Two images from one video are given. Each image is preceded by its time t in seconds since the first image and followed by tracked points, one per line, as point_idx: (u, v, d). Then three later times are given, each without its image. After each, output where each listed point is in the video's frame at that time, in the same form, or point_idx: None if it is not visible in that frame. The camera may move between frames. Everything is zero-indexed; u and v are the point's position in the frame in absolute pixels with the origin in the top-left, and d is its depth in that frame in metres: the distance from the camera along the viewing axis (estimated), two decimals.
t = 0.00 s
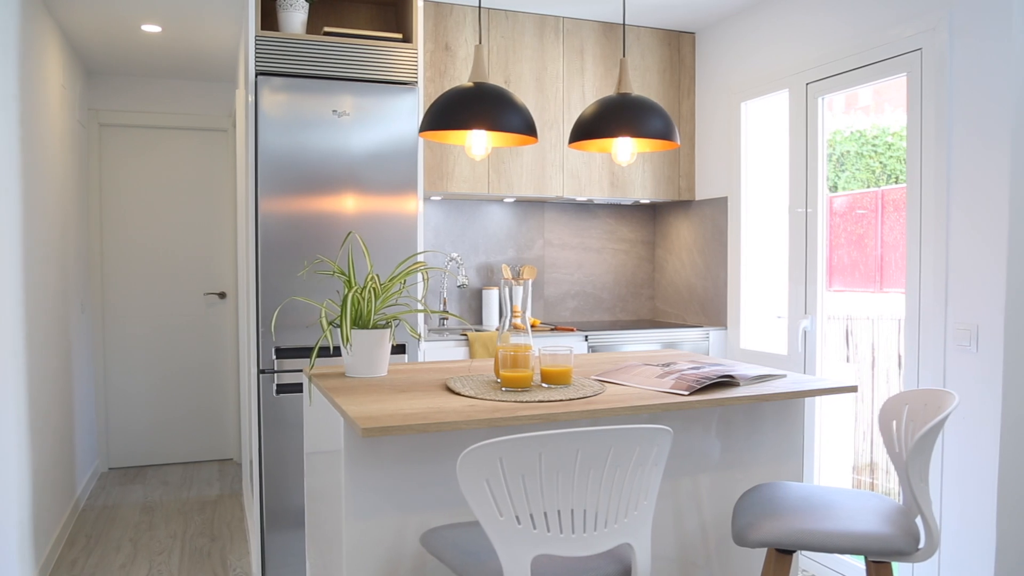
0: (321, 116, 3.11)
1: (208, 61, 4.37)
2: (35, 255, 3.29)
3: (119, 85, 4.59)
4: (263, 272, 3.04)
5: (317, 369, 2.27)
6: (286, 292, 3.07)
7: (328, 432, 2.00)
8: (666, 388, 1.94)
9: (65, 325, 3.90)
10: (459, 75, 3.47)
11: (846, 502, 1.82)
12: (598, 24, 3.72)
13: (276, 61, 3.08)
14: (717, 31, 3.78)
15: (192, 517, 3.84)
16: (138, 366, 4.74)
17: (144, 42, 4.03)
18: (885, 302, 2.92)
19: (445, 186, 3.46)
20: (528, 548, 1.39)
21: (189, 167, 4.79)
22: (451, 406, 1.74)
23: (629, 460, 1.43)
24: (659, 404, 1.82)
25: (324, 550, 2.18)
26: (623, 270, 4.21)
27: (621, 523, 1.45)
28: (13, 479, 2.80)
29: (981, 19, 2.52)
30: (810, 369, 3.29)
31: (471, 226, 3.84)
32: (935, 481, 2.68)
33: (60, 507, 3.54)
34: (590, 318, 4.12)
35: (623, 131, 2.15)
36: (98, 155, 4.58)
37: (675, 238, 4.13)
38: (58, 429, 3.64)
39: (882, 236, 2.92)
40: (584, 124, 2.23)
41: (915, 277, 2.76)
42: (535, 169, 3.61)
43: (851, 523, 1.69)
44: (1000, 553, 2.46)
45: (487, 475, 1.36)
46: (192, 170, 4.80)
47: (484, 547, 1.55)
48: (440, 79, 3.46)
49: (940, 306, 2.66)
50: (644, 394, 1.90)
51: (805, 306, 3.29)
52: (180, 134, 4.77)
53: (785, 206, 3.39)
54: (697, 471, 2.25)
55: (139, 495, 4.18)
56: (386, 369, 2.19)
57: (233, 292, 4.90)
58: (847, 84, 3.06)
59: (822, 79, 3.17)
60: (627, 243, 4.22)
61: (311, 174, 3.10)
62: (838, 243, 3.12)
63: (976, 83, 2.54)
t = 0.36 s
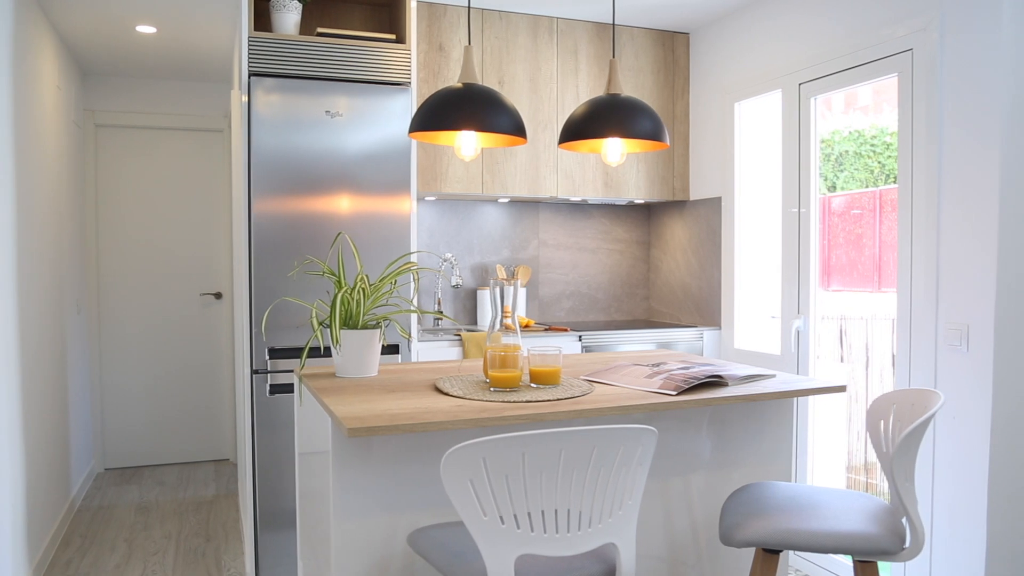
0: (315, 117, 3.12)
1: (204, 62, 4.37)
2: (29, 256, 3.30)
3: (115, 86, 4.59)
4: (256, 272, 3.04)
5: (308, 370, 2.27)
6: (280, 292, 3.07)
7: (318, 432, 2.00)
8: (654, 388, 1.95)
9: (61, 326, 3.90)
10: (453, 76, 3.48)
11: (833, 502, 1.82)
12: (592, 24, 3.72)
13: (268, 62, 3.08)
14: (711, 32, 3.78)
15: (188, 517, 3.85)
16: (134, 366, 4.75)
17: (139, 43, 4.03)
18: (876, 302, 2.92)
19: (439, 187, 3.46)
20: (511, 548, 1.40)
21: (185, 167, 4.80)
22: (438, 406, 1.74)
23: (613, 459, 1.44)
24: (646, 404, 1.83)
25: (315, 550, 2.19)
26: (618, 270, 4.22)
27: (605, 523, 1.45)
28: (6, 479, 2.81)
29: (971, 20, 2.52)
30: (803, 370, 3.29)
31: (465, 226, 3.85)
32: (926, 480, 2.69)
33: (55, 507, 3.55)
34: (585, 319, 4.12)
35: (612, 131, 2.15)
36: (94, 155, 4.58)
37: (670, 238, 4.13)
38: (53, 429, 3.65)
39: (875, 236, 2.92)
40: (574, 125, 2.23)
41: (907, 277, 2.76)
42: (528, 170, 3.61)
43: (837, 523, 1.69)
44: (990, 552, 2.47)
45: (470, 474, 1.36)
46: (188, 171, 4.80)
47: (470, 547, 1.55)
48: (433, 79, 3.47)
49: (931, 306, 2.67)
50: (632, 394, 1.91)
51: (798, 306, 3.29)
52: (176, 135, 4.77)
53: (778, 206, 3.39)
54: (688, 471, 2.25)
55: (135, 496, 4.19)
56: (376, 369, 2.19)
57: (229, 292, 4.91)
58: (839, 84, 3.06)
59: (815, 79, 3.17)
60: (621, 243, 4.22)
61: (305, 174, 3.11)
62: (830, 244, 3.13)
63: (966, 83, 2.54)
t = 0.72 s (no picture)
0: (307, 118, 3.12)
1: (199, 62, 4.38)
2: (23, 257, 3.30)
3: (110, 87, 4.60)
4: (249, 273, 3.05)
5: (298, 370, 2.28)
6: (273, 292, 3.07)
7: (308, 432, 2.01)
8: (642, 388, 1.95)
9: (55, 327, 3.91)
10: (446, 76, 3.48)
11: (819, 502, 1.82)
12: (586, 24, 3.73)
13: (261, 63, 3.09)
14: (704, 32, 3.79)
15: (183, 517, 3.85)
16: (130, 367, 4.75)
17: (134, 44, 4.04)
18: (868, 301, 2.93)
19: (432, 187, 3.47)
20: (495, 547, 1.40)
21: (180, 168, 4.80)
22: (425, 406, 1.75)
23: (597, 459, 1.44)
24: (633, 404, 1.83)
25: (306, 549, 2.19)
26: (612, 270, 4.22)
27: (589, 523, 1.46)
28: None
29: (961, 20, 2.53)
30: (795, 369, 3.30)
31: (459, 226, 3.85)
32: (917, 479, 2.69)
33: (50, 507, 3.56)
34: (579, 319, 4.13)
35: (601, 132, 2.15)
36: (89, 156, 4.59)
37: (664, 238, 4.14)
38: (48, 430, 3.65)
39: (870, 236, 2.91)
40: (563, 125, 2.23)
41: (897, 276, 2.77)
42: (522, 170, 3.62)
43: (823, 523, 1.70)
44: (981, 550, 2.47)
45: (453, 474, 1.37)
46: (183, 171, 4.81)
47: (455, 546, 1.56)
48: (427, 79, 3.47)
49: (922, 305, 2.67)
50: (620, 394, 1.91)
51: (791, 305, 3.29)
52: (171, 135, 4.78)
53: (771, 206, 3.40)
54: (678, 470, 2.26)
55: (131, 496, 4.20)
56: (366, 369, 2.20)
57: (225, 292, 4.91)
58: (831, 84, 3.07)
59: (807, 79, 3.18)
60: (615, 243, 4.22)
61: (297, 175, 3.11)
62: (823, 243, 3.13)
63: (956, 83, 2.55)
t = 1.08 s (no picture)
0: (299, 118, 3.12)
1: (193, 62, 4.39)
2: (17, 257, 3.31)
3: (104, 87, 4.61)
4: (241, 273, 3.05)
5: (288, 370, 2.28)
6: (265, 292, 3.08)
7: (296, 431, 2.01)
8: (629, 387, 1.96)
9: (50, 327, 3.91)
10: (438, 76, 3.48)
11: (805, 500, 1.83)
12: (578, 24, 3.73)
13: (253, 63, 3.09)
14: (697, 31, 3.79)
15: (177, 517, 3.86)
16: (125, 367, 4.76)
17: (127, 44, 4.04)
18: (859, 300, 2.93)
19: (425, 187, 3.47)
20: (477, 546, 1.41)
21: (175, 168, 4.80)
22: (411, 405, 1.75)
23: (579, 458, 1.45)
24: (619, 403, 1.84)
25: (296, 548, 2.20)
26: (606, 269, 4.23)
27: (572, 521, 1.46)
28: None
29: (950, 19, 2.53)
30: (787, 369, 3.30)
31: (452, 226, 3.86)
32: (908, 478, 2.70)
33: (44, 508, 3.56)
34: (573, 318, 4.13)
35: (589, 131, 2.16)
36: (83, 156, 4.59)
37: (657, 238, 4.14)
38: (42, 430, 3.66)
39: (866, 235, 2.89)
40: (551, 125, 2.24)
41: (887, 275, 2.78)
42: (515, 169, 3.62)
43: (807, 521, 1.70)
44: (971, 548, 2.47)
45: (435, 473, 1.37)
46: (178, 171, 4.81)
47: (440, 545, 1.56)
48: (419, 79, 3.47)
49: (912, 304, 2.67)
50: (607, 393, 1.92)
51: (783, 305, 3.30)
52: (165, 136, 4.78)
53: (763, 205, 3.40)
54: (668, 469, 2.26)
55: (126, 496, 4.20)
56: (356, 369, 2.20)
57: (220, 292, 4.92)
58: (822, 83, 3.07)
59: (799, 78, 3.18)
60: (609, 242, 4.23)
61: (290, 175, 3.11)
62: (814, 242, 3.14)
63: (945, 82, 2.55)
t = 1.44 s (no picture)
0: (289, 117, 3.12)
1: (186, 62, 4.39)
2: (9, 257, 3.31)
3: (98, 87, 4.62)
4: (232, 272, 3.05)
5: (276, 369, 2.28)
6: (256, 291, 3.08)
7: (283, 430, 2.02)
8: (614, 385, 1.97)
9: (43, 327, 3.91)
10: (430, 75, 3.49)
11: (788, 498, 1.84)
12: (570, 23, 3.74)
13: (243, 63, 3.09)
14: (688, 29, 3.80)
15: (171, 517, 3.87)
16: (120, 367, 4.76)
17: (119, 44, 4.04)
18: (848, 298, 2.94)
19: (416, 186, 3.48)
20: (458, 544, 1.42)
21: (169, 167, 4.81)
22: (395, 404, 1.76)
23: (559, 456, 1.45)
24: (603, 401, 1.85)
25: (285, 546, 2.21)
26: (599, 268, 4.24)
27: (552, 519, 1.47)
28: None
29: (937, 16, 2.54)
30: (778, 366, 3.31)
31: (445, 225, 3.86)
32: (896, 475, 2.70)
33: (37, 507, 3.57)
34: (566, 316, 4.14)
35: (575, 130, 2.16)
36: (77, 156, 4.60)
37: (650, 236, 4.15)
38: (35, 429, 3.67)
39: (861, 234, 2.87)
40: (538, 124, 2.24)
41: (876, 273, 2.78)
42: (506, 168, 3.62)
43: (788, 519, 1.71)
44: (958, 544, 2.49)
45: (416, 471, 1.38)
46: (172, 171, 4.82)
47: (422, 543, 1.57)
48: (410, 78, 3.48)
49: (900, 302, 2.68)
50: (592, 391, 1.93)
51: (773, 302, 3.31)
52: (159, 135, 4.78)
53: (753, 203, 3.41)
54: (655, 466, 2.27)
55: (120, 495, 4.21)
56: (343, 367, 2.21)
57: (214, 292, 4.93)
58: (811, 81, 3.08)
59: (788, 76, 3.19)
60: (602, 240, 4.24)
61: (281, 175, 3.12)
62: (803, 240, 3.15)
63: (932, 80, 2.56)
